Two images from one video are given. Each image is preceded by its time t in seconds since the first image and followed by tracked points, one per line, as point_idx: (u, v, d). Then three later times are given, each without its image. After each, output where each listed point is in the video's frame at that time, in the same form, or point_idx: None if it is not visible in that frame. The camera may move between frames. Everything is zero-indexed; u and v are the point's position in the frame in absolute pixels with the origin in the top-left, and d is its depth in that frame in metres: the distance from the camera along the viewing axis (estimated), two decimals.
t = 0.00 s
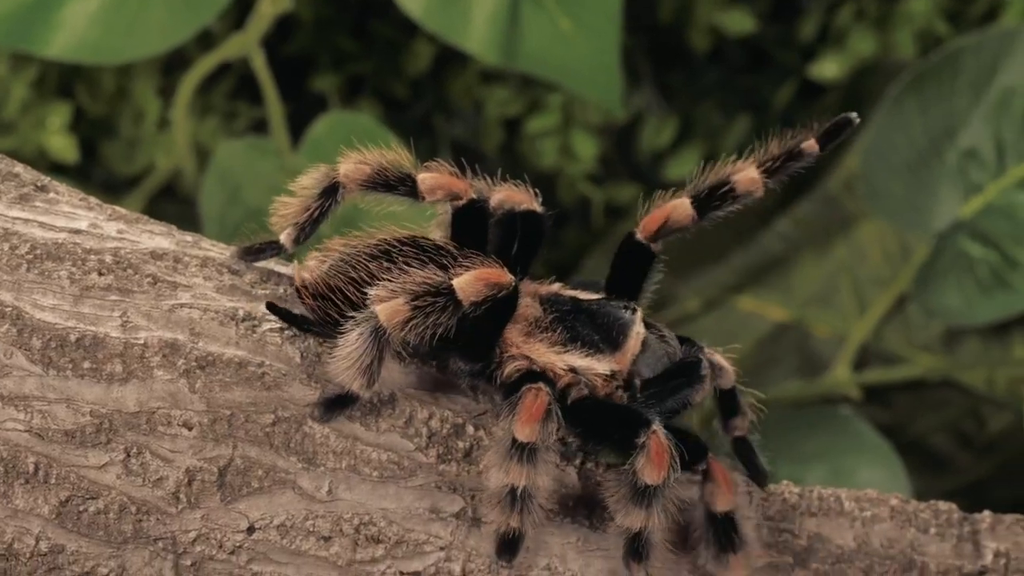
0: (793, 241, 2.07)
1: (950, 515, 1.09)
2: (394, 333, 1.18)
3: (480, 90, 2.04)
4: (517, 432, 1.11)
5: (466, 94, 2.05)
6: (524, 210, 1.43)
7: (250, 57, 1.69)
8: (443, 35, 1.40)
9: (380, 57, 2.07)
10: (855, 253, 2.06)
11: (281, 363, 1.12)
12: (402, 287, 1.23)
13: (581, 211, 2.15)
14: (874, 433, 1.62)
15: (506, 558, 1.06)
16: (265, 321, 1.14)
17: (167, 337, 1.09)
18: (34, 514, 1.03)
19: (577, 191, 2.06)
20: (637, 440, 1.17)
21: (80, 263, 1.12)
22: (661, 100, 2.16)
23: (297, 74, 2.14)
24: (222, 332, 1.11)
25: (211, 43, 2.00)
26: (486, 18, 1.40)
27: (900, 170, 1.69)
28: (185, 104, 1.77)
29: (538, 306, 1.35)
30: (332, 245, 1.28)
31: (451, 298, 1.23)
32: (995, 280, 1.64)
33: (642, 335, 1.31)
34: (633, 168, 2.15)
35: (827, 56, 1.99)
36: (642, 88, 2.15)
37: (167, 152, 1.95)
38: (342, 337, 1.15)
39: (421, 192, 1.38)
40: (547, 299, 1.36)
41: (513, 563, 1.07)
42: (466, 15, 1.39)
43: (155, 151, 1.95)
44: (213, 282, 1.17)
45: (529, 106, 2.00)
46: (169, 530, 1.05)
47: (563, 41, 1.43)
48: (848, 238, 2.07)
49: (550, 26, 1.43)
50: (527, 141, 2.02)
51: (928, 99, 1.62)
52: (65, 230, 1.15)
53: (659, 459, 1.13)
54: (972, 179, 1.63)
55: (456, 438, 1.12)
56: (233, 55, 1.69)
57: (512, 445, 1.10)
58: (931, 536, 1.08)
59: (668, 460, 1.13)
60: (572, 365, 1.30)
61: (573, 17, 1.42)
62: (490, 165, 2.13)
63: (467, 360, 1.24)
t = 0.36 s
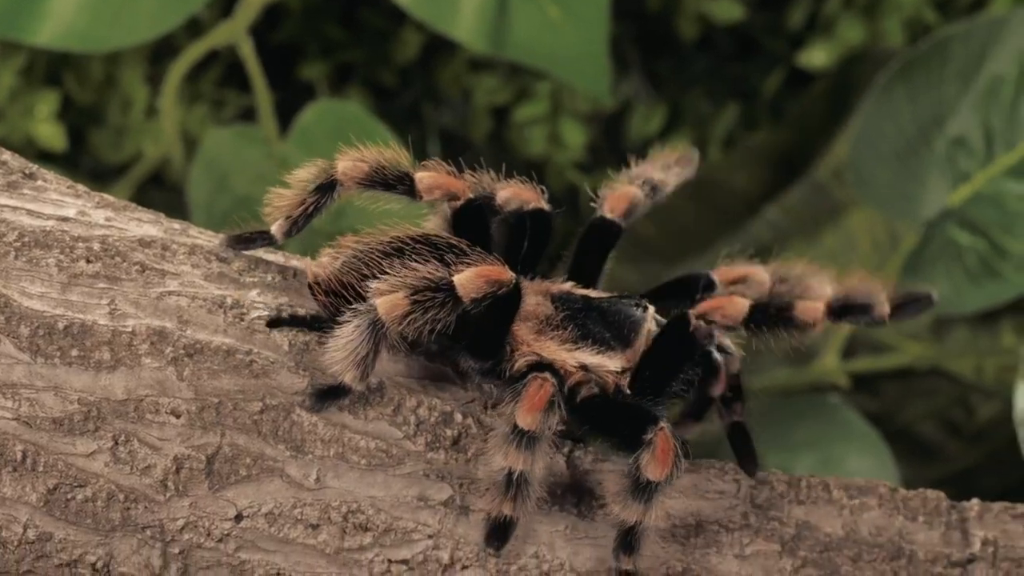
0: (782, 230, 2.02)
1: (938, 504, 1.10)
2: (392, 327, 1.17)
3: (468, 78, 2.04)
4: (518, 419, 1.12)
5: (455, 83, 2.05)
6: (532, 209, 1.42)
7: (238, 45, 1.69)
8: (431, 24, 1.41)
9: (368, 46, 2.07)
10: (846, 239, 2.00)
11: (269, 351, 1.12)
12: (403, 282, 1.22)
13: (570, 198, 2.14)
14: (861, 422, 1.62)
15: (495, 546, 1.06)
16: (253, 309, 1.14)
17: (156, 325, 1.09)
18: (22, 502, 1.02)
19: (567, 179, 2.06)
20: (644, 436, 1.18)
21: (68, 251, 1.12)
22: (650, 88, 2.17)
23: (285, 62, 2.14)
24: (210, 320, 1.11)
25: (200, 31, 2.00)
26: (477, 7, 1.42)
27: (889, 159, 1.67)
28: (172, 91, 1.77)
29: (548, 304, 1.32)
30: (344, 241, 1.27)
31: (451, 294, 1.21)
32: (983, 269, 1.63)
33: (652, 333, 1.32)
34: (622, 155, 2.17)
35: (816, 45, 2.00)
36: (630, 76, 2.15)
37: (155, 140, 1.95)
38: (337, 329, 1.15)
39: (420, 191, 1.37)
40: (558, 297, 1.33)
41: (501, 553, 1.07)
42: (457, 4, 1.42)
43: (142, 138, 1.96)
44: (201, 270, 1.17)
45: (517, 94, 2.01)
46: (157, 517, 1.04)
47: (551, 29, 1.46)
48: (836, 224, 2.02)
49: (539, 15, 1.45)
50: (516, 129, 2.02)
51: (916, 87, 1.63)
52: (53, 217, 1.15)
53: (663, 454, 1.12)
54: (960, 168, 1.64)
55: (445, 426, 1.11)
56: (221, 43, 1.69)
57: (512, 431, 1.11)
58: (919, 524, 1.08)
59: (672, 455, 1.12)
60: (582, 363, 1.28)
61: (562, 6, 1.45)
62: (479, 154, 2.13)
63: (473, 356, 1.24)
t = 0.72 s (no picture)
0: (769, 218, 1.99)
1: (926, 492, 1.10)
2: (388, 319, 1.16)
3: (455, 66, 2.05)
4: (512, 407, 1.11)
5: (441, 70, 2.06)
6: (532, 205, 1.40)
7: (225, 34, 1.67)
8: (420, 12, 1.44)
9: (355, 33, 2.07)
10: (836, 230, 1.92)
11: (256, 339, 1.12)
12: (400, 272, 1.21)
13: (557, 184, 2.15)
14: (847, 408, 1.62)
15: (482, 534, 1.06)
16: (239, 296, 1.15)
17: (142, 313, 1.09)
18: (8, 490, 1.02)
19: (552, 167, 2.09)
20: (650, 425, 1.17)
21: (54, 240, 1.12)
22: (637, 76, 2.17)
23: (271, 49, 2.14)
24: (195, 308, 1.11)
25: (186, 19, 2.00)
26: None
27: (876, 146, 1.71)
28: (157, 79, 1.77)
29: (553, 296, 1.30)
30: (351, 233, 1.27)
31: (447, 286, 1.20)
32: (971, 257, 1.63)
33: (657, 324, 1.30)
34: (609, 144, 2.18)
35: (803, 32, 2.01)
36: (618, 63, 2.15)
37: (142, 129, 1.95)
38: (333, 317, 1.15)
39: (418, 186, 1.36)
40: (561, 290, 1.31)
41: (490, 544, 1.07)
42: None
43: (129, 127, 1.96)
44: (188, 258, 1.18)
45: (504, 82, 2.01)
46: (144, 505, 1.04)
47: (538, 17, 1.47)
48: (825, 213, 1.95)
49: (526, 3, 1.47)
50: (505, 117, 2.01)
51: (904, 76, 1.66)
52: (40, 205, 1.15)
53: (665, 442, 1.11)
54: (947, 156, 1.65)
55: (432, 414, 1.11)
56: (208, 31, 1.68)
57: (506, 418, 1.11)
58: (906, 512, 1.09)
59: (676, 442, 1.12)
60: (588, 354, 1.26)
61: None
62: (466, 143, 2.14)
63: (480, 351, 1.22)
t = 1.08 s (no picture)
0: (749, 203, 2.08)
1: (906, 478, 1.14)
2: (374, 306, 1.15)
3: (437, 53, 2.09)
4: (501, 394, 1.11)
5: (424, 56, 2.09)
6: (538, 201, 1.36)
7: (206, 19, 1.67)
8: None
9: (338, 20, 2.09)
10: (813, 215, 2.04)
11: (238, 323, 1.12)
12: (389, 259, 1.20)
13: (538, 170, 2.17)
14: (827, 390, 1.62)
15: (464, 522, 1.05)
16: (220, 280, 1.15)
17: (123, 298, 1.09)
18: None
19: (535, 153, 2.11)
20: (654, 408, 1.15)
21: (35, 223, 1.12)
22: (618, 62, 2.22)
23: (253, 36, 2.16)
24: (175, 293, 1.11)
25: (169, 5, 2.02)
26: None
27: (858, 132, 1.70)
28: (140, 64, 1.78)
29: (555, 287, 1.29)
30: (354, 218, 1.25)
31: (435, 273, 1.19)
32: (952, 242, 1.63)
33: (661, 315, 1.24)
34: (589, 127, 2.24)
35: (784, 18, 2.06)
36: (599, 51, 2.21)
37: (123, 114, 1.95)
38: (320, 304, 1.15)
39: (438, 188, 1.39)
40: (563, 281, 1.30)
41: (471, 531, 1.07)
42: None
43: (110, 112, 1.97)
44: (169, 243, 1.18)
45: (486, 67, 2.05)
46: (125, 491, 1.03)
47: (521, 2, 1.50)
48: (806, 199, 2.06)
49: None
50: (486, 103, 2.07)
51: (885, 61, 1.65)
52: (21, 190, 1.15)
53: (669, 430, 1.10)
54: (930, 141, 1.66)
55: (413, 399, 1.11)
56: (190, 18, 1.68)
57: (495, 405, 1.11)
58: (886, 497, 1.13)
59: (677, 432, 1.10)
60: (592, 342, 1.22)
61: None
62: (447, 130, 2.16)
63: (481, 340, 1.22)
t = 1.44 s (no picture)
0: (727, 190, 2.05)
1: (884, 467, 1.14)
2: (361, 296, 1.16)
3: (416, 41, 2.11)
4: (490, 381, 1.12)
5: (403, 45, 2.11)
6: (537, 191, 1.37)
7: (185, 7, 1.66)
8: None
9: (317, 9, 2.09)
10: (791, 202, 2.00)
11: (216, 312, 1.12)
12: (378, 249, 1.21)
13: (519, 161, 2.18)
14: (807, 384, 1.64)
15: (441, 513, 1.05)
16: (196, 267, 1.15)
17: (100, 287, 1.09)
18: None
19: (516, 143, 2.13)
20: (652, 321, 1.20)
21: (9, 210, 1.12)
22: (596, 52, 2.24)
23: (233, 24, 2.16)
24: (152, 281, 1.11)
25: None
26: None
27: (836, 122, 1.74)
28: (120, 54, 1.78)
29: (553, 277, 1.32)
30: (353, 207, 1.27)
31: (421, 264, 1.19)
32: (931, 231, 1.64)
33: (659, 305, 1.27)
34: (568, 118, 2.25)
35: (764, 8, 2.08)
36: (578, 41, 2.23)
37: (101, 102, 1.96)
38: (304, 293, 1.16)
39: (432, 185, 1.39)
40: (562, 272, 1.33)
41: (448, 521, 1.07)
42: None
43: (88, 100, 1.97)
44: (146, 232, 1.18)
45: (465, 56, 2.08)
46: (101, 480, 1.03)
47: None
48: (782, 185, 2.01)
49: None
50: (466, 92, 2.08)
51: (863, 50, 1.68)
52: None
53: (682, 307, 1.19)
54: (907, 131, 1.67)
55: (390, 388, 1.11)
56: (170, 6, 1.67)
57: (484, 393, 1.12)
58: (864, 486, 1.13)
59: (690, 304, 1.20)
60: (590, 330, 1.23)
61: None
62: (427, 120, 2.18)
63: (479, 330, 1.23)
